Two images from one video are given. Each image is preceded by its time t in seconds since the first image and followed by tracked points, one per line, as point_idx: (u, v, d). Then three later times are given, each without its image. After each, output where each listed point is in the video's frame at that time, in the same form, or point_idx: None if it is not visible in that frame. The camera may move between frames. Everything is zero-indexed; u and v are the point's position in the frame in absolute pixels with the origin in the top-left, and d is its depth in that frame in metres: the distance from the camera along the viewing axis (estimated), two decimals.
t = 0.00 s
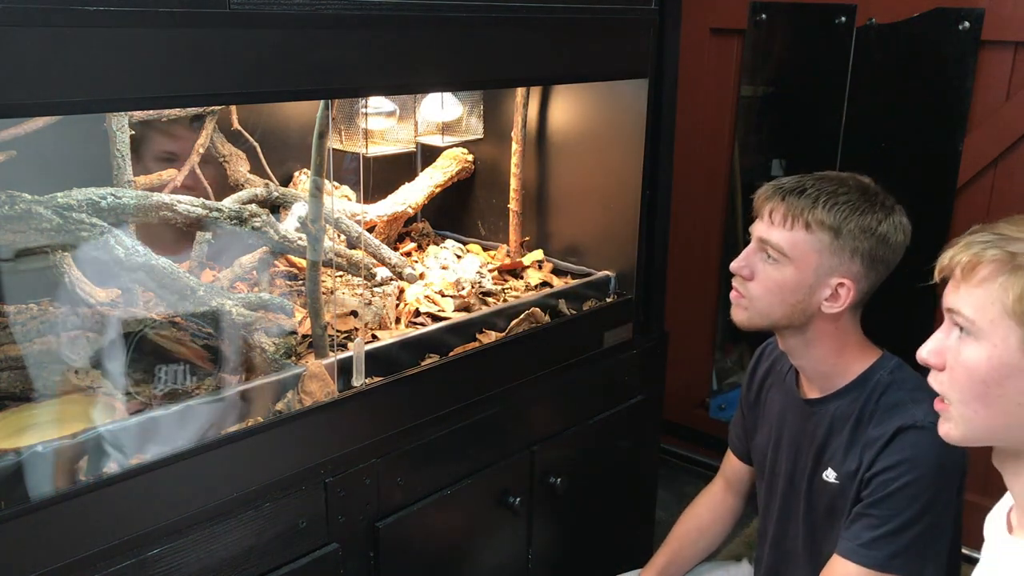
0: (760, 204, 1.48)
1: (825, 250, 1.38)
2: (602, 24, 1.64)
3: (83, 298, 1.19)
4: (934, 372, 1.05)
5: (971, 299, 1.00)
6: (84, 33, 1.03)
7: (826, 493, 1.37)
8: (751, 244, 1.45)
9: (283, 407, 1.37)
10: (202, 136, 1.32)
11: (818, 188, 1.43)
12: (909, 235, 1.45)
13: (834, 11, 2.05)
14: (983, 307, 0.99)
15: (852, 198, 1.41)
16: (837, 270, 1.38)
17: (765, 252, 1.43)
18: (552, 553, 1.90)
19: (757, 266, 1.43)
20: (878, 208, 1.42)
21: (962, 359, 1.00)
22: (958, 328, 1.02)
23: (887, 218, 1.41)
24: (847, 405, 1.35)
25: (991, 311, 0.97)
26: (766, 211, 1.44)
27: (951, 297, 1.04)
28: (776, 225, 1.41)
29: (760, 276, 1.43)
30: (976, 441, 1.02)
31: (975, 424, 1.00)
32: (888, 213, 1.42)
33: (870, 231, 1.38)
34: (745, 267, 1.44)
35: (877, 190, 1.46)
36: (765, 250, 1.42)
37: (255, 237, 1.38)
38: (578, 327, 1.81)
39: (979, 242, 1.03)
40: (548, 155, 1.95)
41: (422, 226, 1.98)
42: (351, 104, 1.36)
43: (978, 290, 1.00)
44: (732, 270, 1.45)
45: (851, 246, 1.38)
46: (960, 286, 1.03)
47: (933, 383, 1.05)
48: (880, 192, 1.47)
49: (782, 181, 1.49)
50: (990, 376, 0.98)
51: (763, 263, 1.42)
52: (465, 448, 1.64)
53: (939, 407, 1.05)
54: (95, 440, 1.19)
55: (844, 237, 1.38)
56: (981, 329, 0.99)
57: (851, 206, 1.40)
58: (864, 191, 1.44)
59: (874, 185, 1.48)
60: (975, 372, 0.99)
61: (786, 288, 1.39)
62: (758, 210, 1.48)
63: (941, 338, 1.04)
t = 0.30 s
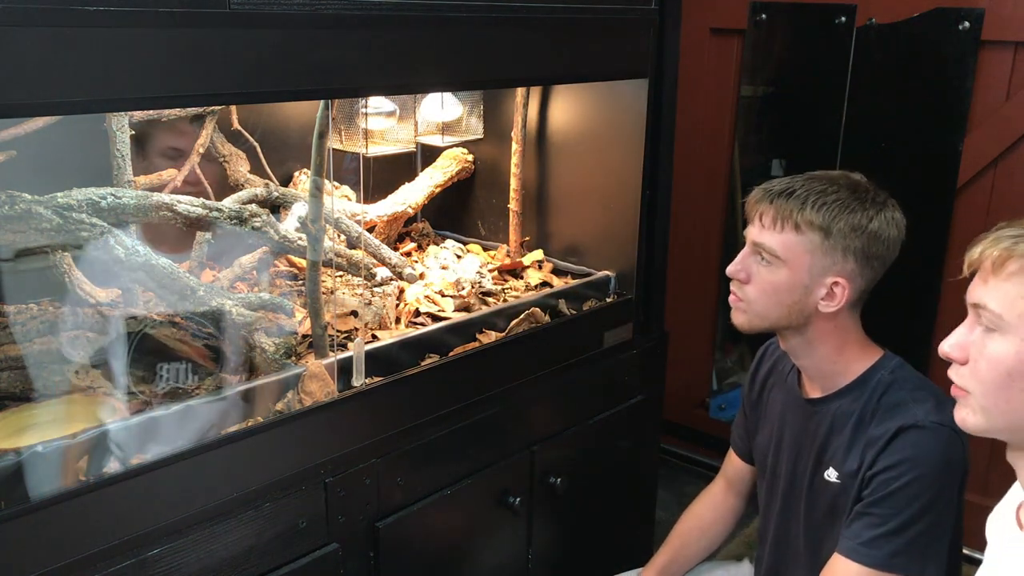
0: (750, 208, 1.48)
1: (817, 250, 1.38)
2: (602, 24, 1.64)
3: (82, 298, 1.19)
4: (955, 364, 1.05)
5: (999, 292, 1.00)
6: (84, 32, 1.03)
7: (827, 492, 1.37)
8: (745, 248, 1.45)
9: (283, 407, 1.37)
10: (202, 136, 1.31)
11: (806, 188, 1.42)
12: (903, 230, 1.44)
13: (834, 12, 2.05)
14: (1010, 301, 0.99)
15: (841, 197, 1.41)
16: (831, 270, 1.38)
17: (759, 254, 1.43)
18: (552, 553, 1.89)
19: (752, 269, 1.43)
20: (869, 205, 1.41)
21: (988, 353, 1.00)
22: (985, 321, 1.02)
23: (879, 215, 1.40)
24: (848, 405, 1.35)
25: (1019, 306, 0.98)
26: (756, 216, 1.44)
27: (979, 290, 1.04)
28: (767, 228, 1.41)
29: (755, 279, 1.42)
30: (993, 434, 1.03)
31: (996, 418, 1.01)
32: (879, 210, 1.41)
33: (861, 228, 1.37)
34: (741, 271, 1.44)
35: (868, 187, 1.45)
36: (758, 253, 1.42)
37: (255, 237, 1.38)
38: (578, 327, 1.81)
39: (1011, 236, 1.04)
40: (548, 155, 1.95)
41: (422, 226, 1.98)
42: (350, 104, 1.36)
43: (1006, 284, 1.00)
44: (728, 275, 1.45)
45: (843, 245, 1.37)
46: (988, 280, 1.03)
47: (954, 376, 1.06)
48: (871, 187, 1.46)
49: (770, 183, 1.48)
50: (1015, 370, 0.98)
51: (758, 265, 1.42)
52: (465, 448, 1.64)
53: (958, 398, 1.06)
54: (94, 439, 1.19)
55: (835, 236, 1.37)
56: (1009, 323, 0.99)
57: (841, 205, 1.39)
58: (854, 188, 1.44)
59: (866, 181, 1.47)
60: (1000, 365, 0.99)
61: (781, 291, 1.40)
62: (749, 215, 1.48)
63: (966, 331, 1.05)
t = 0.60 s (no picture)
0: (751, 203, 1.48)
1: (812, 247, 1.38)
2: (602, 25, 1.64)
3: (83, 297, 1.19)
4: (953, 359, 1.06)
5: (994, 286, 1.01)
6: (84, 32, 1.03)
7: (825, 492, 1.37)
8: (744, 242, 1.46)
9: (283, 407, 1.37)
10: (202, 137, 1.31)
11: (806, 186, 1.42)
12: (904, 233, 1.43)
13: (834, 11, 2.05)
14: (1005, 295, 0.99)
15: (841, 196, 1.41)
16: (826, 269, 1.38)
17: (757, 250, 1.43)
18: (552, 553, 1.90)
19: (750, 263, 1.43)
20: (868, 206, 1.40)
21: (984, 348, 1.01)
22: (980, 317, 1.03)
23: (878, 217, 1.40)
24: (846, 404, 1.35)
25: (1014, 300, 0.98)
26: (757, 210, 1.45)
27: (974, 285, 1.04)
28: (765, 224, 1.42)
29: (753, 274, 1.43)
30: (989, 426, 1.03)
31: (991, 412, 1.01)
32: (880, 211, 1.41)
33: (857, 229, 1.37)
34: (739, 265, 1.44)
35: (871, 188, 1.45)
36: (756, 248, 1.43)
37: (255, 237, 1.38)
38: (578, 327, 1.81)
39: (1006, 230, 1.04)
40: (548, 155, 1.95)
41: (422, 226, 1.98)
42: (351, 104, 1.36)
43: (1001, 279, 1.01)
44: (727, 268, 1.46)
45: (839, 244, 1.37)
46: (983, 275, 1.03)
47: (951, 371, 1.07)
48: (876, 189, 1.46)
49: (773, 180, 1.48)
50: (1010, 363, 0.99)
51: (755, 260, 1.43)
52: (465, 448, 1.64)
53: (956, 393, 1.06)
54: (95, 438, 1.19)
55: (831, 235, 1.37)
56: (1005, 317, 0.99)
57: (840, 204, 1.39)
58: (855, 189, 1.43)
59: (870, 182, 1.46)
60: (996, 359, 1.00)
61: (777, 287, 1.40)
62: (750, 209, 1.49)
63: (962, 327, 1.05)
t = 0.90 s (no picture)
0: (747, 204, 1.49)
1: (806, 247, 1.39)
2: (602, 24, 1.64)
3: (83, 297, 1.20)
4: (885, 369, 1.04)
5: (920, 296, 0.99)
6: (84, 32, 1.03)
7: (824, 492, 1.37)
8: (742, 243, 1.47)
9: (283, 407, 1.37)
10: (202, 136, 1.33)
11: (801, 186, 1.42)
12: (901, 233, 1.42)
13: (834, 11, 2.05)
14: (930, 304, 0.98)
15: (836, 196, 1.40)
16: (820, 269, 1.38)
17: (753, 250, 1.44)
18: (552, 553, 1.90)
19: (747, 264, 1.44)
20: (863, 206, 1.40)
21: (911, 356, 0.99)
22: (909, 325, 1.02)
23: (873, 216, 1.39)
24: (846, 404, 1.35)
25: (938, 308, 0.97)
26: (751, 212, 1.46)
27: (902, 294, 1.03)
28: (760, 224, 1.43)
29: (750, 274, 1.44)
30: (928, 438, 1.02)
31: (924, 421, 1.00)
32: (875, 211, 1.40)
33: (851, 229, 1.37)
34: (737, 265, 1.45)
35: (867, 188, 1.44)
36: (752, 248, 1.44)
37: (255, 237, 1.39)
38: (578, 327, 1.81)
39: (931, 238, 1.02)
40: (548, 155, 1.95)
41: (422, 226, 1.98)
42: (350, 104, 1.36)
43: (926, 288, 0.99)
44: (725, 268, 1.47)
45: (832, 245, 1.37)
46: (909, 285, 1.02)
47: (885, 381, 1.05)
48: (873, 189, 1.45)
49: (769, 181, 1.49)
50: (935, 373, 0.97)
51: (752, 260, 1.44)
52: (465, 448, 1.64)
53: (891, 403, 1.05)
54: (95, 439, 1.19)
55: (824, 235, 1.37)
56: (929, 326, 0.98)
57: (833, 204, 1.39)
58: (850, 188, 1.43)
59: (866, 182, 1.46)
60: (923, 368, 0.99)
61: (771, 287, 1.41)
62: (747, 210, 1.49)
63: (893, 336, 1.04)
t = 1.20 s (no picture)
0: (751, 203, 1.52)
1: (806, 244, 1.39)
2: (602, 24, 1.64)
3: (82, 297, 1.21)
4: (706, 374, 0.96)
5: (727, 308, 0.90)
6: (85, 32, 1.03)
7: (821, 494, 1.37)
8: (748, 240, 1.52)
9: (283, 407, 1.37)
10: (202, 136, 1.31)
11: (802, 183, 1.43)
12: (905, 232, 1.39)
13: (834, 11, 2.05)
14: (739, 316, 0.88)
15: (837, 194, 1.39)
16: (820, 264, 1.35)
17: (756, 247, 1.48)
18: (552, 553, 1.90)
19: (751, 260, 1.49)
20: (864, 204, 1.38)
21: (724, 370, 0.91)
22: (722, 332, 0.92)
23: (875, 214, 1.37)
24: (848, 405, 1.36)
25: (745, 324, 0.87)
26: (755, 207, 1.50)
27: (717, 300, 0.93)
28: (762, 222, 1.46)
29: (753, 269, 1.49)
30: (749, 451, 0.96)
31: (741, 432, 0.94)
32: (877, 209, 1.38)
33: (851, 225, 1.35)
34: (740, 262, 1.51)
35: (870, 186, 1.43)
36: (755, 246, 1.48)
37: (255, 237, 1.38)
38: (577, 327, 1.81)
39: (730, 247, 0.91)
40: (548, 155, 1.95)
41: (422, 226, 1.98)
42: (351, 104, 1.36)
43: (737, 299, 0.89)
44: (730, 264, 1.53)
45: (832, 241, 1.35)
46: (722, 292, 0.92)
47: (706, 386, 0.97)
48: (876, 188, 1.44)
49: (774, 179, 1.51)
50: (742, 392, 0.90)
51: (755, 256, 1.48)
52: (465, 448, 1.64)
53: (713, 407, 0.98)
54: (95, 440, 1.19)
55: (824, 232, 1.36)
56: (738, 338, 0.89)
57: (834, 203, 1.38)
58: (852, 187, 1.42)
59: (869, 181, 1.45)
60: (736, 381, 0.90)
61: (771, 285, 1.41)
62: (751, 209, 1.53)
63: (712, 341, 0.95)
